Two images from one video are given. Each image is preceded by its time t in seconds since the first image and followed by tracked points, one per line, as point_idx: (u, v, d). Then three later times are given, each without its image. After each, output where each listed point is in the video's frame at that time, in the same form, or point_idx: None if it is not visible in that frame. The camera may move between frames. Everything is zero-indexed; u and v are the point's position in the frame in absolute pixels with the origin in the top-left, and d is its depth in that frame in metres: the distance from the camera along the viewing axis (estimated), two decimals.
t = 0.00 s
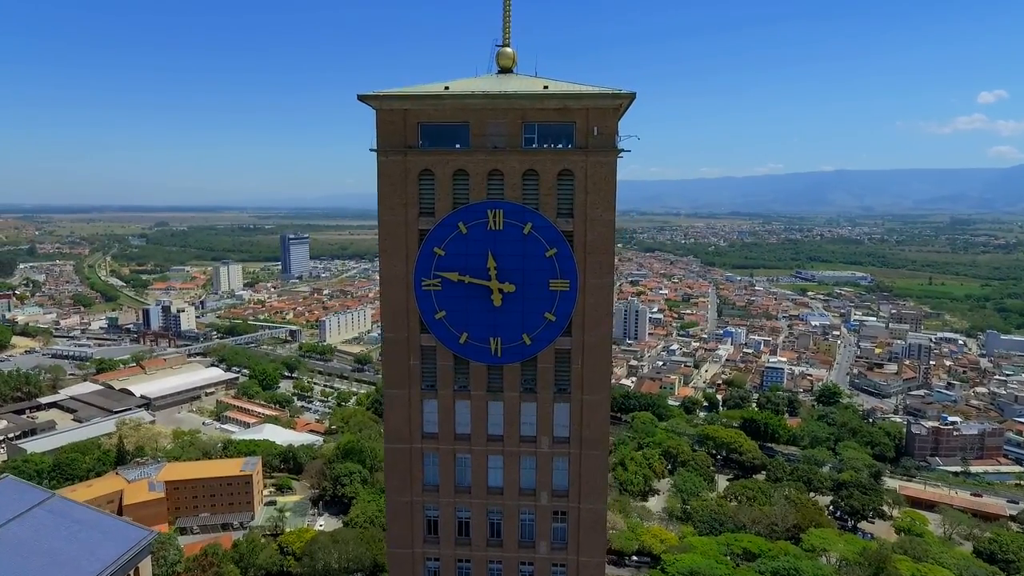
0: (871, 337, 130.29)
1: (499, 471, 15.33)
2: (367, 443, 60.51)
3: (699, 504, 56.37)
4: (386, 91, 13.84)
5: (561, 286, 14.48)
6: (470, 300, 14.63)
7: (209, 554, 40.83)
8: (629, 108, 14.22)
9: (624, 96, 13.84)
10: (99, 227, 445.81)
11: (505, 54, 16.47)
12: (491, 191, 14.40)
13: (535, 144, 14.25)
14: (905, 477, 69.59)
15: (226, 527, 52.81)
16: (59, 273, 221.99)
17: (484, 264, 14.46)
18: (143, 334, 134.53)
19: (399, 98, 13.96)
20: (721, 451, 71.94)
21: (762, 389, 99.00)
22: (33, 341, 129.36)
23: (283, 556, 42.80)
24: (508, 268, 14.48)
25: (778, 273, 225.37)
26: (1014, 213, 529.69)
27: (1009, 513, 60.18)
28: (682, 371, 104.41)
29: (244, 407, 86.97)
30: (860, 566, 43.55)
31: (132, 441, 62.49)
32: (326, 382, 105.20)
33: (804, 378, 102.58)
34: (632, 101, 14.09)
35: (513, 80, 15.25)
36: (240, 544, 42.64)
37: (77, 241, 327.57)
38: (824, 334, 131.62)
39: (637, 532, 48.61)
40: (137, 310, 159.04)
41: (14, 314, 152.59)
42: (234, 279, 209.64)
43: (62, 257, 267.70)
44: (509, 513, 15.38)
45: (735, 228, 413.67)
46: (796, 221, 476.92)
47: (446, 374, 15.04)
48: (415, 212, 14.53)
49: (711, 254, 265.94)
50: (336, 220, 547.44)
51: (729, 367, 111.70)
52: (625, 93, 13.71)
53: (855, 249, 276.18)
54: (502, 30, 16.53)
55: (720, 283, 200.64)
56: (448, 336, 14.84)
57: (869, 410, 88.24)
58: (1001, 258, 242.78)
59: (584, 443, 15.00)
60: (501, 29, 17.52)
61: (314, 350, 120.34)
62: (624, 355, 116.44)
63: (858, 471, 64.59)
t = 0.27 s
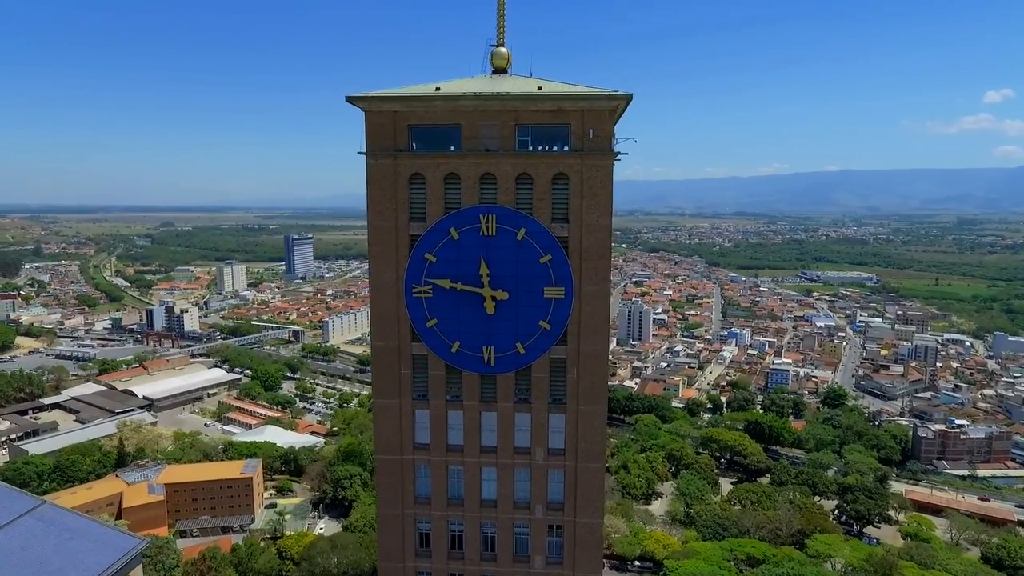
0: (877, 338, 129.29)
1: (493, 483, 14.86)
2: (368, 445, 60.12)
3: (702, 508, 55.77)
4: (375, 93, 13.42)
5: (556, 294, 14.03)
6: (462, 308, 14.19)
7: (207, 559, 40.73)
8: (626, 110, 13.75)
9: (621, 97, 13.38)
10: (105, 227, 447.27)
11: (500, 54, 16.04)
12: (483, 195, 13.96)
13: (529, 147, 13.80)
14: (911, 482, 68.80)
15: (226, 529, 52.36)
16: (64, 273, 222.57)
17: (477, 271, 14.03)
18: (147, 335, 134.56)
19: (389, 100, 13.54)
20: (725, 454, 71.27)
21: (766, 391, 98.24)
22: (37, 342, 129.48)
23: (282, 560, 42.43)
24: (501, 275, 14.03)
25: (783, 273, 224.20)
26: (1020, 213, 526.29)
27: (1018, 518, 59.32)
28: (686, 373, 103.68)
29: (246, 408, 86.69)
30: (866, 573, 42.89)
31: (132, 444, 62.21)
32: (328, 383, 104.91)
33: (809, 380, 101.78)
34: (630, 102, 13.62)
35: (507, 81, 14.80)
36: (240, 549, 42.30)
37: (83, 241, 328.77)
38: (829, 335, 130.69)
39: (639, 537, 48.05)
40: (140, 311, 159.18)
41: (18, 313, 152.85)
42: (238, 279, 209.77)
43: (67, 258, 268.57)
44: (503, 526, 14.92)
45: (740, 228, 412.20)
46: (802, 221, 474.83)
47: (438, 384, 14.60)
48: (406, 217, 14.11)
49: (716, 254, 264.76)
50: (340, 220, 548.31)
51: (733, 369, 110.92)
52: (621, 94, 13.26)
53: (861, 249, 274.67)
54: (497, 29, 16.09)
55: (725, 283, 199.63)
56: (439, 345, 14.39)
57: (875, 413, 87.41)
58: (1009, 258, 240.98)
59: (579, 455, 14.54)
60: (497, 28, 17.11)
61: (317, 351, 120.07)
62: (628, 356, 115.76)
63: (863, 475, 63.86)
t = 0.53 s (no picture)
0: (891, 340, 127.58)
1: (492, 495, 14.48)
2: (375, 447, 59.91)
3: (712, 513, 55.03)
4: (371, 95, 13.08)
5: (557, 301, 13.61)
6: (460, 315, 13.83)
7: (213, 560, 40.74)
8: (629, 111, 13.29)
9: (624, 98, 12.93)
10: (120, 226, 451.67)
11: (501, 54, 15.63)
12: (482, 200, 13.59)
13: (529, 150, 13.40)
14: (926, 487, 67.60)
15: (233, 531, 52.05)
16: (79, 273, 224.76)
17: (476, 277, 13.66)
18: (159, 335, 135.39)
19: (386, 102, 13.20)
20: (736, 458, 70.37)
21: (778, 393, 97.13)
22: (51, 341, 130.69)
23: (287, 563, 42.37)
24: (500, 282, 13.64)
25: (796, 274, 221.98)
26: None
27: None
28: (697, 375, 102.65)
29: (256, 408, 86.85)
30: None
31: (141, 443, 62.38)
32: (337, 384, 104.98)
33: (822, 383, 100.47)
34: (633, 103, 13.16)
35: (507, 82, 14.41)
36: (246, 551, 42.32)
37: (98, 241, 331.96)
38: (842, 337, 129.10)
39: (647, 542, 47.48)
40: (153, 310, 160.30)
41: (33, 312, 154.43)
42: (250, 279, 210.87)
43: (82, 257, 271.19)
44: (502, 539, 14.51)
45: (753, 228, 408.93)
46: (815, 221, 470.40)
47: (436, 393, 14.24)
48: (403, 222, 13.76)
49: (728, 255, 262.75)
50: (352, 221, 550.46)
51: (745, 371, 109.82)
52: (624, 96, 12.81)
53: (875, 249, 271.53)
54: (498, 29, 15.69)
55: (736, 284, 197.88)
56: (437, 353, 14.04)
57: (889, 416, 86.10)
58: None
59: (580, 467, 14.13)
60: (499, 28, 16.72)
61: (326, 351, 120.23)
62: (638, 358, 114.86)
63: (877, 481, 62.77)
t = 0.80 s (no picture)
0: (906, 343, 125.84)
1: (492, 507, 14.13)
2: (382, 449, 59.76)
3: (722, 518, 54.36)
4: (367, 98, 12.78)
5: (557, 308, 13.26)
6: (459, 323, 13.49)
7: (220, 562, 40.79)
8: (631, 114, 12.91)
9: (625, 101, 12.54)
10: (135, 226, 456.30)
11: (502, 55, 15.31)
12: (480, 205, 13.24)
13: (528, 154, 13.06)
14: (942, 493, 66.42)
15: (241, 532, 52.15)
16: (94, 272, 227.12)
17: (474, 284, 13.32)
18: (171, 334, 136.44)
19: (382, 105, 12.90)
20: (747, 461, 69.53)
21: (791, 396, 96.00)
22: (66, 340, 132.04)
23: (293, 565, 42.19)
24: (500, 289, 13.30)
25: (810, 275, 219.73)
26: None
27: None
28: (708, 377, 101.70)
29: (266, 408, 87.15)
30: None
31: (152, 443, 62.70)
32: (347, 384, 105.18)
33: (836, 386, 99.18)
34: (636, 105, 12.76)
35: (508, 83, 14.05)
36: (252, 552, 42.39)
37: (113, 241, 335.31)
38: (857, 339, 127.54)
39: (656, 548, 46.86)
40: (166, 310, 161.54)
41: (49, 311, 156.14)
42: (262, 279, 212.10)
43: (98, 257, 273.93)
44: (501, 552, 14.14)
45: (766, 228, 405.56)
46: (830, 222, 465.92)
47: (434, 403, 13.92)
48: (400, 227, 13.46)
49: (740, 255, 260.71)
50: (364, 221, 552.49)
51: (757, 373, 108.69)
52: (626, 98, 12.41)
53: (891, 250, 268.24)
54: (499, 29, 15.37)
55: (749, 285, 196.25)
56: (435, 361, 13.73)
57: (904, 420, 84.79)
58: None
59: (582, 479, 13.75)
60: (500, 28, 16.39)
61: (337, 352, 120.56)
62: (649, 359, 114.04)
63: (891, 486, 61.72)
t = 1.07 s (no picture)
0: (921, 345, 124.17)
1: (489, 519, 13.81)
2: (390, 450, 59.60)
3: (732, 523, 53.68)
4: (362, 101, 12.51)
5: (556, 317, 12.92)
6: (456, 331, 13.20)
7: (227, 564, 41.01)
8: (633, 117, 12.53)
9: (627, 104, 12.18)
10: (150, 226, 460.30)
11: (502, 56, 15.03)
12: (478, 210, 12.94)
13: (527, 158, 12.73)
14: (957, 499, 65.27)
15: (249, 533, 52.23)
16: (109, 272, 229.30)
17: (471, 291, 13.01)
18: (183, 334, 137.35)
19: (377, 108, 12.63)
20: (758, 465, 68.69)
21: (803, 399, 94.89)
22: (80, 339, 133.23)
23: (299, 568, 42.23)
24: (497, 297, 12.98)
25: (823, 276, 217.47)
26: None
27: None
28: (719, 379, 100.67)
29: (275, 408, 87.37)
30: None
31: (161, 444, 62.96)
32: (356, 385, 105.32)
33: (849, 389, 97.87)
34: (638, 107, 12.40)
35: (507, 86, 13.74)
36: (259, 554, 42.33)
37: (128, 240, 338.57)
38: (870, 341, 125.96)
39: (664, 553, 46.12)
40: (178, 309, 162.62)
41: (63, 310, 157.67)
42: (273, 279, 213.20)
43: (113, 257, 276.53)
44: (500, 564, 13.82)
45: (779, 228, 402.47)
46: (844, 223, 461.18)
47: (431, 412, 13.63)
48: (396, 233, 13.19)
49: (752, 256, 258.72)
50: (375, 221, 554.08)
51: (768, 375, 107.61)
52: (627, 101, 12.06)
53: (905, 251, 265.11)
54: (499, 30, 15.06)
55: (761, 286, 194.58)
56: (432, 370, 13.43)
57: (919, 424, 83.53)
58: None
59: (582, 492, 13.41)
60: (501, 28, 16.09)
61: (347, 352, 120.78)
62: (659, 361, 113.21)
63: (905, 492, 60.72)
